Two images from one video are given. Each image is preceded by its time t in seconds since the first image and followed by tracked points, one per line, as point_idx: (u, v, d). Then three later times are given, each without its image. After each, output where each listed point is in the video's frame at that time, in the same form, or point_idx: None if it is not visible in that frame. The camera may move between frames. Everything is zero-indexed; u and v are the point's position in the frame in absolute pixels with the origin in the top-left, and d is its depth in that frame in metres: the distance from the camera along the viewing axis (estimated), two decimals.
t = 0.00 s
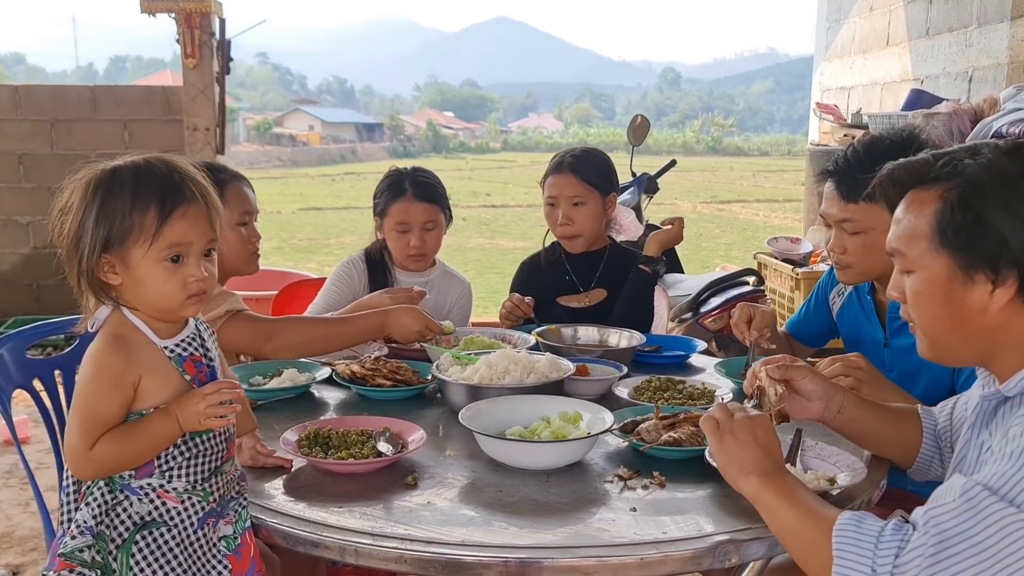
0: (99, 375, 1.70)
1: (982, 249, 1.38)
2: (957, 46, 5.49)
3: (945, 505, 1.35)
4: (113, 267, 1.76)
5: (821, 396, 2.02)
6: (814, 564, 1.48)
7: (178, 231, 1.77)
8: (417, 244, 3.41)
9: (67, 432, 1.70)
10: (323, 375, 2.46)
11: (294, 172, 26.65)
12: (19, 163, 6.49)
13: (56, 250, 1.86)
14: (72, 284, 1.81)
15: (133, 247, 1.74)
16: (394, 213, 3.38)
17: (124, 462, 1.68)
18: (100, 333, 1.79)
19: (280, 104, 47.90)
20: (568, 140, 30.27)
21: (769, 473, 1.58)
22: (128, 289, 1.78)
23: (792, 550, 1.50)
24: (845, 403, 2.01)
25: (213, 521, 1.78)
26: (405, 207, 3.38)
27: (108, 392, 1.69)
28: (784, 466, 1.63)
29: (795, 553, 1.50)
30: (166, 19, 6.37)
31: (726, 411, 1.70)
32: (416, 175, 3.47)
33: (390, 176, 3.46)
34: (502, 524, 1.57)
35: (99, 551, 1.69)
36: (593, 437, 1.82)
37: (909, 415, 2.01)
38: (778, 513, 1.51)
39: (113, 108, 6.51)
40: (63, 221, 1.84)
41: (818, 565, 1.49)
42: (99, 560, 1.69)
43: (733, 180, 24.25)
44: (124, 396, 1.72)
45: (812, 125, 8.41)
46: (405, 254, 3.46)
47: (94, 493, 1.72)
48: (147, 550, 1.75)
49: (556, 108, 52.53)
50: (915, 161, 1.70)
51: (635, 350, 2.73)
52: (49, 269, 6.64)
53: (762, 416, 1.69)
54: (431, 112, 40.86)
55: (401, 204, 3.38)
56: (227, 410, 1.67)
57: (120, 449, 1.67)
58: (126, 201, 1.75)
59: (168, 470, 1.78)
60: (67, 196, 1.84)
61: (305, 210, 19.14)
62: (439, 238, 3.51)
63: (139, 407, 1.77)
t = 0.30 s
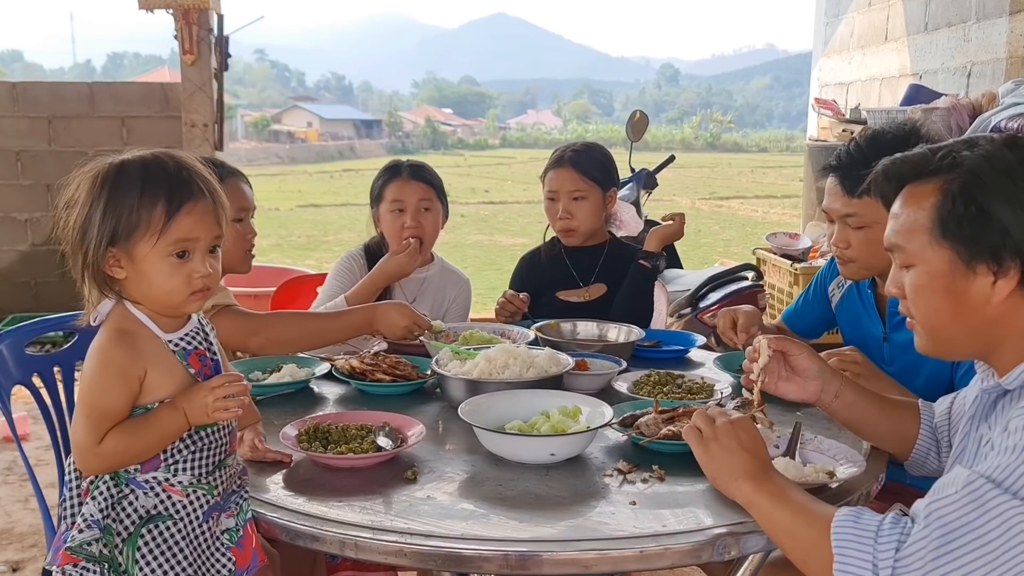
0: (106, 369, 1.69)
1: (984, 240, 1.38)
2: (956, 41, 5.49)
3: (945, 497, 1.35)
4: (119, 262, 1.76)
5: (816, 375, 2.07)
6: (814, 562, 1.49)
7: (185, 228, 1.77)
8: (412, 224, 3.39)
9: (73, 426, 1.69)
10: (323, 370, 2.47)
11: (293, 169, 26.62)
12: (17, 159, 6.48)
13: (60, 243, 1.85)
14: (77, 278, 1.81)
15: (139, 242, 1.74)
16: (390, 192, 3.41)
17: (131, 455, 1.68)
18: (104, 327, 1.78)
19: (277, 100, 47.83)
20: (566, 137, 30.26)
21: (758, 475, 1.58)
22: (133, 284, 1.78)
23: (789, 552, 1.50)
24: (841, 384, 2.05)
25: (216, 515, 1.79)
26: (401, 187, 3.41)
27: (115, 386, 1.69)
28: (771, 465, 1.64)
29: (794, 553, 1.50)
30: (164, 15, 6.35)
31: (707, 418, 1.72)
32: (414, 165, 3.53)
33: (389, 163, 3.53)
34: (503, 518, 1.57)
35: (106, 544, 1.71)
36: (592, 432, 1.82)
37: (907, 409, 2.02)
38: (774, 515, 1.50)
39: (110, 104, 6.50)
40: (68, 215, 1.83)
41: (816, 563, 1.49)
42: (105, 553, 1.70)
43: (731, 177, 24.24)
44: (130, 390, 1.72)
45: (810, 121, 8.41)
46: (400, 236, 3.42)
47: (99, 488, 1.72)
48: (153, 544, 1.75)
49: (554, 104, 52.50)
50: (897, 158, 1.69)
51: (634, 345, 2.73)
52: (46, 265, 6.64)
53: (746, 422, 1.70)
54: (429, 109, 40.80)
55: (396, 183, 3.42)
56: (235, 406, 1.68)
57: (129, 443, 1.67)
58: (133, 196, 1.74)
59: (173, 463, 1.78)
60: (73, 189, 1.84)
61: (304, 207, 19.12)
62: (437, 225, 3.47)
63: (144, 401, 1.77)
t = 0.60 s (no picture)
0: (105, 361, 1.68)
1: None
2: (955, 32, 5.47)
3: (938, 484, 1.35)
4: (119, 252, 1.76)
5: (814, 352, 2.09)
6: (807, 551, 1.48)
7: (187, 220, 1.77)
8: (409, 211, 3.37)
9: (72, 418, 1.68)
10: (321, 361, 2.46)
11: (291, 162, 26.57)
12: (14, 152, 6.46)
13: (60, 234, 1.85)
14: (76, 267, 1.80)
15: (140, 232, 1.73)
16: (388, 179, 3.41)
17: (132, 448, 1.68)
18: (103, 318, 1.78)
19: (275, 93, 47.71)
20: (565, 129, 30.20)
21: (754, 464, 1.58)
22: (132, 274, 1.77)
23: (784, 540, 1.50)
24: (838, 364, 2.06)
25: (214, 506, 1.79)
26: (398, 175, 3.41)
27: (116, 378, 1.68)
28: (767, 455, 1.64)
29: (788, 541, 1.49)
30: (161, 7, 6.32)
31: (704, 410, 1.71)
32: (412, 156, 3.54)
33: (387, 153, 3.53)
34: (501, 509, 1.57)
35: (104, 536, 1.70)
36: (592, 422, 1.82)
37: (905, 399, 2.03)
38: (768, 504, 1.50)
39: (108, 97, 6.48)
40: (69, 205, 1.82)
41: (810, 551, 1.49)
42: (103, 544, 1.69)
43: (730, 168, 24.21)
44: (130, 382, 1.71)
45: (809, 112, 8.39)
46: (398, 223, 3.39)
47: (96, 479, 1.72)
48: (151, 535, 1.75)
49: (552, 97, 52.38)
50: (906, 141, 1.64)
51: (633, 336, 2.73)
52: (45, 259, 6.63)
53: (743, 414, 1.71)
54: (427, 101, 40.70)
55: (393, 170, 3.42)
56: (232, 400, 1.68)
57: (129, 435, 1.66)
58: (136, 186, 1.74)
59: (171, 455, 1.78)
60: (74, 179, 1.83)
61: (302, 200, 19.09)
62: (434, 212, 3.46)
63: (145, 393, 1.76)
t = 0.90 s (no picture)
0: (110, 359, 1.68)
1: (1014, 216, 1.35)
2: (954, 26, 5.47)
3: (939, 487, 1.35)
4: (120, 248, 1.75)
5: (816, 334, 2.11)
6: (810, 553, 1.48)
7: (188, 216, 1.76)
8: (409, 206, 3.36)
9: (77, 417, 1.67)
10: (321, 358, 2.46)
11: (289, 159, 26.56)
12: (11, 149, 6.45)
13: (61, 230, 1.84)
14: (77, 263, 1.79)
15: (142, 229, 1.73)
16: (385, 175, 3.41)
17: (137, 446, 1.67)
18: (105, 315, 1.77)
19: (274, 89, 47.67)
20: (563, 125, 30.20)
21: (754, 466, 1.57)
22: (134, 271, 1.76)
23: (786, 543, 1.50)
24: (837, 349, 2.08)
25: (217, 502, 1.79)
26: (396, 170, 3.41)
27: (121, 375, 1.68)
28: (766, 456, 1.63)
29: (790, 543, 1.49)
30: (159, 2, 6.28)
31: (700, 416, 1.70)
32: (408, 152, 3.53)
33: (384, 150, 3.53)
34: (501, 504, 1.57)
35: (109, 532, 1.70)
36: (592, 417, 1.82)
37: (905, 391, 2.03)
38: (770, 508, 1.49)
39: (105, 93, 6.46)
40: (70, 201, 1.82)
41: (812, 552, 1.49)
42: (108, 540, 1.70)
43: (728, 164, 24.21)
44: (135, 379, 1.71)
45: (807, 107, 8.39)
46: (397, 218, 3.38)
47: (101, 475, 1.72)
48: (155, 530, 1.75)
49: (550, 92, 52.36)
50: (888, 140, 1.67)
51: (632, 331, 2.72)
52: (43, 256, 6.62)
53: (739, 416, 1.70)
54: (426, 97, 40.65)
55: (392, 165, 3.42)
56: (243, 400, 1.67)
57: (135, 432, 1.66)
58: (137, 183, 1.73)
59: (175, 451, 1.78)
60: (76, 175, 1.82)
61: (301, 197, 19.08)
62: (432, 207, 3.46)
63: (149, 390, 1.76)
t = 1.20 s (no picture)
0: (99, 355, 1.68)
1: (934, 225, 1.40)
2: (951, 24, 5.47)
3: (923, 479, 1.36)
4: (111, 245, 1.76)
5: (815, 356, 2.05)
6: (799, 537, 1.48)
7: (179, 213, 1.76)
8: (405, 205, 3.37)
9: (68, 412, 1.69)
10: (317, 355, 2.47)
11: (287, 158, 26.54)
12: (9, 148, 6.45)
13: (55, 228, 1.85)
14: (71, 259, 1.81)
15: (132, 225, 1.73)
16: (381, 174, 3.41)
17: (125, 442, 1.68)
18: (98, 312, 1.77)
19: (272, 88, 47.63)
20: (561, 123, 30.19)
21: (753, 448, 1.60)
22: (125, 268, 1.77)
23: (778, 526, 1.51)
24: (837, 365, 2.03)
25: (210, 500, 1.80)
26: (391, 169, 3.41)
27: (110, 371, 1.68)
28: (764, 440, 1.65)
29: (782, 527, 1.50)
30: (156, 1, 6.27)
31: (695, 408, 1.73)
32: (404, 150, 3.53)
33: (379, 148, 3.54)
34: (495, 501, 1.58)
35: (99, 529, 1.71)
36: (586, 414, 1.82)
37: (899, 391, 2.03)
38: (763, 488, 1.52)
39: (103, 92, 6.46)
40: (64, 198, 1.83)
41: (802, 537, 1.48)
42: (99, 537, 1.70)
43: (726, 162, 24.22)
44: (125, 376, 1.71)
45: (805, 105, 8.39)
46: (392, 217, 3.39)
47: (92, 472, 1.73)
48: (146, 528, 1.75)
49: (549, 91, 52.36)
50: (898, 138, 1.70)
51: (628, 329, 2.73)
52: (41, 255, 6.61)
53: (739, 407, 1.74)
54: (424, 96, 40.62)
55: (388, 164, 3.42)
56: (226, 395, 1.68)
57: (124, 428, 1.67)
58: (128, 180, 1.74)
59: (168, 449, 1.79)
60: (70, 172, 1.83)
61: (299, 195, 19.05)
62: (428, 205, 3.47)
63: (139, 387, 1.76)
